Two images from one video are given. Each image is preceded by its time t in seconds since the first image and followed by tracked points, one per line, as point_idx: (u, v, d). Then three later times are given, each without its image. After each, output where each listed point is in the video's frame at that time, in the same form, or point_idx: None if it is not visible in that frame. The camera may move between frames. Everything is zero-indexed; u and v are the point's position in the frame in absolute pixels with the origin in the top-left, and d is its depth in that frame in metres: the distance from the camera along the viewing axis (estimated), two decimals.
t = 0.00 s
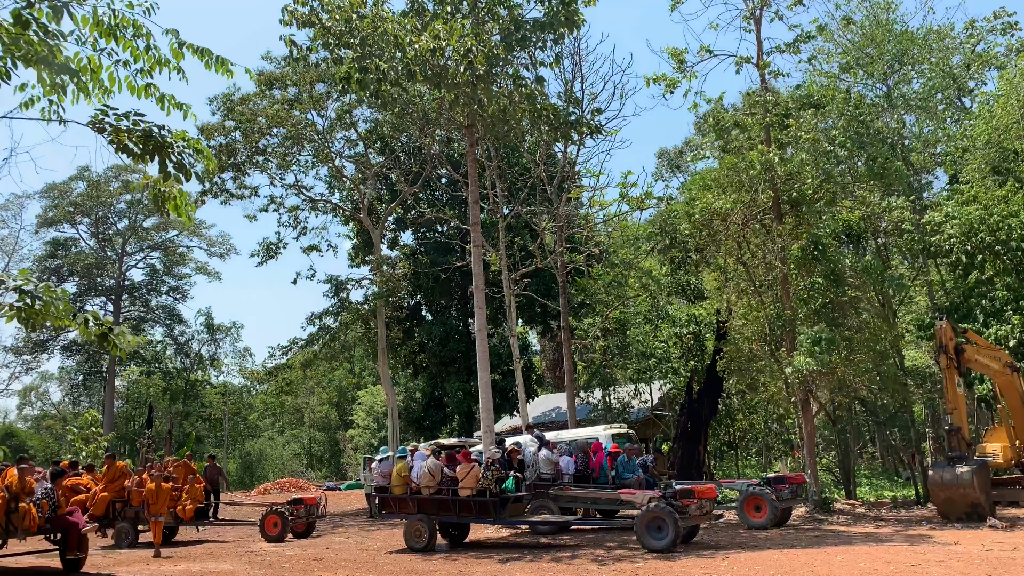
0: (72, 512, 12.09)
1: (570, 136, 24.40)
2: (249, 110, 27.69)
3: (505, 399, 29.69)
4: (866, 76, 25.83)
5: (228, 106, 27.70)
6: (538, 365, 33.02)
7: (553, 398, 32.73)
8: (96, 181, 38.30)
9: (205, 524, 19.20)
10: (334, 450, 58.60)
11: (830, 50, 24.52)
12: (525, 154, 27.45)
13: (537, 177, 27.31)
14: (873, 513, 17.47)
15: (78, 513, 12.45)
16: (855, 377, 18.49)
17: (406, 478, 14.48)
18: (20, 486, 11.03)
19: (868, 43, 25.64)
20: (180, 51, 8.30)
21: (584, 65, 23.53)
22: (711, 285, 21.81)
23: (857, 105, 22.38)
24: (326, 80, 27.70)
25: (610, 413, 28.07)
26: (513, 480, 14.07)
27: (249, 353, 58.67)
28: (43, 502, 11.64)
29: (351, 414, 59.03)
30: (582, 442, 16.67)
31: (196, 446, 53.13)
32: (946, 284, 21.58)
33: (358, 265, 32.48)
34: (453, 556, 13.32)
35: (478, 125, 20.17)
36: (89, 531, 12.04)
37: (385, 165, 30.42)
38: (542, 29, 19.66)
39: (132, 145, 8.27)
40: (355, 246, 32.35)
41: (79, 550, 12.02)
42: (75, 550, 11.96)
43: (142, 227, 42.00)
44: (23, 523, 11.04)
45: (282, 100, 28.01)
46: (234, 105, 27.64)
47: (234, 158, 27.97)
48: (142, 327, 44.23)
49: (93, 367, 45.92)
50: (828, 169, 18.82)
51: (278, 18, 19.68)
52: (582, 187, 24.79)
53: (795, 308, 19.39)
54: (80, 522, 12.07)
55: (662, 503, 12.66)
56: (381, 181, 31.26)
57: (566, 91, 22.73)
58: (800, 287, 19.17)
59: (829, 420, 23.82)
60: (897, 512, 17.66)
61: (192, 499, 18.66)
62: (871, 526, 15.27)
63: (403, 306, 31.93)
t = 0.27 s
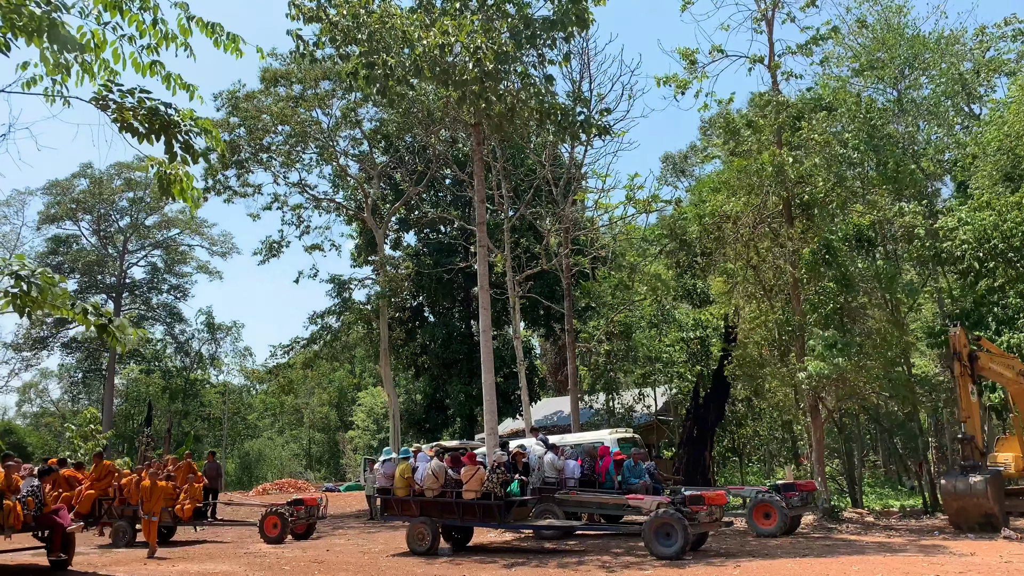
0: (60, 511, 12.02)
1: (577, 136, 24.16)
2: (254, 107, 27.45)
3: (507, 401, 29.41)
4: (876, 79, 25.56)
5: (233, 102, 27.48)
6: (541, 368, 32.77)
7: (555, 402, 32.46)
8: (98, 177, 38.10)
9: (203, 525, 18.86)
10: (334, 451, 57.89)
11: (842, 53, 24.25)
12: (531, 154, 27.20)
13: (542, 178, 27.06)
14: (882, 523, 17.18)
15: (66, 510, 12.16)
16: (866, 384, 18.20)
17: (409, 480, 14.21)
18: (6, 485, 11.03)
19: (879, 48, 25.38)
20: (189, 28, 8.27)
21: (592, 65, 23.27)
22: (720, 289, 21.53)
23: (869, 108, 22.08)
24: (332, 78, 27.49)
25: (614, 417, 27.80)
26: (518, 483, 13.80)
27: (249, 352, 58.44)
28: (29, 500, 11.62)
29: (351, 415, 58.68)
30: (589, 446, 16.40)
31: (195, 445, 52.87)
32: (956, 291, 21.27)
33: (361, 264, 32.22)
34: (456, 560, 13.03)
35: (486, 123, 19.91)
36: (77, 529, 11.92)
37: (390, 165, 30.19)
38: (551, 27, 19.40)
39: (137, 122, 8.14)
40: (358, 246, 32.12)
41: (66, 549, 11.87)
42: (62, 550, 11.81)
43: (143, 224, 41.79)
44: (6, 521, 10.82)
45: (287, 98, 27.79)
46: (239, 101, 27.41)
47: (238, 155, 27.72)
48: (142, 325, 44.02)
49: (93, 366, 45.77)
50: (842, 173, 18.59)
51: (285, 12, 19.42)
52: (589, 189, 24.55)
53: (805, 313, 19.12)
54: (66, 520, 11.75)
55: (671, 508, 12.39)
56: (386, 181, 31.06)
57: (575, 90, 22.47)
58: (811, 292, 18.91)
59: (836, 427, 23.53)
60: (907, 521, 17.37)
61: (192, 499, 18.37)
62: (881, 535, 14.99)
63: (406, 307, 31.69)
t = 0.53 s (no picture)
0: (45, 500, 12.21)
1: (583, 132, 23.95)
2: (258, 98, 27.24)
3: (508, 398, 29.21)
4: (887, 79, 25.33)
5: (237, 93, 27.28)
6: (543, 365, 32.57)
7: (556, 400, 32.26)
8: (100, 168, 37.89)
9: (199, 518, 18.65)
10: (332, 447, 57.46)
11: (853, 52, 24.01)
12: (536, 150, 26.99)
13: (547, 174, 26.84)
14: (888, 526, 16.98)
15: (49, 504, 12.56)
16: (874, 385, 18.00)
17: (411, 475, 13.99)
18: None
19: (890, 47, 25.14)
20: None
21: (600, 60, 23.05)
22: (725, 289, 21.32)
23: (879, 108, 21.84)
24: (337, 70, 27.29)
25: (615, 416, 27.59)
26: (521, 480, 13.59)
27: (249, 346, 58.28)
28: (14, 490, 11.80)
29: (351, 411, 58.45)
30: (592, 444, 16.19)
31: (194, 438, 52.71)
32: (964, 293, 21.06)
33: (363, 259, 32.02)
34: (457, 556, 12.82)
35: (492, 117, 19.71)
36: (62, 519, 12.15)
37: (394, 158, 29.99)
38: (560, 20, 19.19)
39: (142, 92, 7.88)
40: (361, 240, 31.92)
41: (51, 538, 12.13)
42: (47, 540, 12.07)
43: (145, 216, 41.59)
44: None
45: (291, 89, 27.59)
46: (243, 92, 27.20)
47: (241, 146, 27.51)
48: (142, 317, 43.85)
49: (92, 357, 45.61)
50: (852, 171, 18.39)
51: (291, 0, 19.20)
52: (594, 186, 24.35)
53: (812, 313, 18.91)
54: (50, 509, 12.14)
55: (677, 508, 12.18)
56: (390, 175, 30.86)
57: (582, 85, 22.26)
58: (819, 291, 18.70)
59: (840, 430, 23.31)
60: (913, 525, 17.15)
61: (190, 492, 18.28)
62: (888, 538, 14.78)
63: (408, 302, 31.50)
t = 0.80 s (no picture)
0: (21, 491, 12.11)
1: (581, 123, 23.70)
2: (252, 85, 26.88)
3: (502, 392, 29.00)
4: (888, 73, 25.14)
5: (231, 80, 26.92)
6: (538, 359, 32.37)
7: (551, 394, 32.07)
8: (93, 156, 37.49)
9: (190, 510, 18.38)
10: (325, 440, 56.91)
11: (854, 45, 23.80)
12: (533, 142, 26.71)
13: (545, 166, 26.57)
14: (886, 523, 16.85)
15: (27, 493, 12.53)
16: (874, 379, 17.84)
17: (406, 468, 13.71)
18: None
19: (891, 41, 24.95)
20: None
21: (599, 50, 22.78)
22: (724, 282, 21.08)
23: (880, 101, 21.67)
24: (333, 57, 26.95)
25: (610, 410, 27.40)
26: (517, 473, 13.35)
27: (242, 337, 57.93)
28: None
29: (343, 403, 58.19)
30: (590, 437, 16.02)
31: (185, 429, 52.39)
32: (964, 288, 20.91)
33: (358, 250, 31.73)
34: (453, 551, 12.60)
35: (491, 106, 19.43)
36: (38, 509, 12.02)
37: (389, 149, 29.68)
38: (561, 8, 18.91)
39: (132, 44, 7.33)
40: (355, 231, 31.62)
41: (27, 529, 11.98)
42: (23, 530, 11.92)
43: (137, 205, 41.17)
44: None
45: (286, 77, 27.24)
46: (237, 79, 26.84)
47: (235, 134, 27.16)
48: (134, 307, 43.48)
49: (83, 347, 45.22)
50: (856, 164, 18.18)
51: None
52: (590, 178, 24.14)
53: (812, 308, 18.67)
54: (25, 500, 12.08)
55: (676, 503, 11.97)
56: (385, 165, 30.56)
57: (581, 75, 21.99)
58: (820, 285, 18.49)
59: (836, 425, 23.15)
60: (910, 522, 17.04)
61: (180, 483, 18.03)
62: (888, 535, 14.63)
63: (402, 294, 31.25)
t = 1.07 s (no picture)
0: None
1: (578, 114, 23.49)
2: (246, 76, 26.57)
3: (499, 385, 28.82)
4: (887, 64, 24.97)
5: (224, 70, 26.61)
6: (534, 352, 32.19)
7: (547, 387, 31.90)
8: (85, 148, 37.17)
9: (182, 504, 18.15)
10: (320, 434, 56.51)
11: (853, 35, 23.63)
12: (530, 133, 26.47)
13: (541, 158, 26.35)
14: (885, 515, 16.72)
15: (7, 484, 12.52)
16: (874, 371, 17.70)
17: (401, 461, 13.51)
18: None
19: (890, 31, 24.76)
20: None
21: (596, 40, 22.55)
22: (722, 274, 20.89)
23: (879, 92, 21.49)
24: (327, 47, 26.65)
25: (607, 403, 27.24)
26: (515, 467, 13.16)
27: (236, 331, 57.66)
28: None
29: (339, 397, 57.94)
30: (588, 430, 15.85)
31: (179, 424, 52.13)
32: (963, 279, 20.76)
33: (352, 243, 31.47)
34: (449, 545, 12.42)
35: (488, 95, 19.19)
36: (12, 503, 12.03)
37: (384, 140, 29.41)
38: None
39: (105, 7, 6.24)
40: (350, 224, 31.37)
41: None
42: None
43: (130, 198, 40.83)
44: None
45: (280, 67, 26.93)
46: (230, 69, 26.53)
47: (228, 125, 26.85)
48: (127, 301, 43.19)
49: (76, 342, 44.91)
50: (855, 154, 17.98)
51: None
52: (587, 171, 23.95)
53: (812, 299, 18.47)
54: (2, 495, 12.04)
55: (676, 496, 11.80)
56: (380, 157, 30.30)
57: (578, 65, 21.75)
58: (819, 276, 18.30)
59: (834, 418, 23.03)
60: (910, 514, 16.91)
61: (173, 477, 17.75)
62: (888, 527, 14.50)
63: (397, 287, 31.03)
